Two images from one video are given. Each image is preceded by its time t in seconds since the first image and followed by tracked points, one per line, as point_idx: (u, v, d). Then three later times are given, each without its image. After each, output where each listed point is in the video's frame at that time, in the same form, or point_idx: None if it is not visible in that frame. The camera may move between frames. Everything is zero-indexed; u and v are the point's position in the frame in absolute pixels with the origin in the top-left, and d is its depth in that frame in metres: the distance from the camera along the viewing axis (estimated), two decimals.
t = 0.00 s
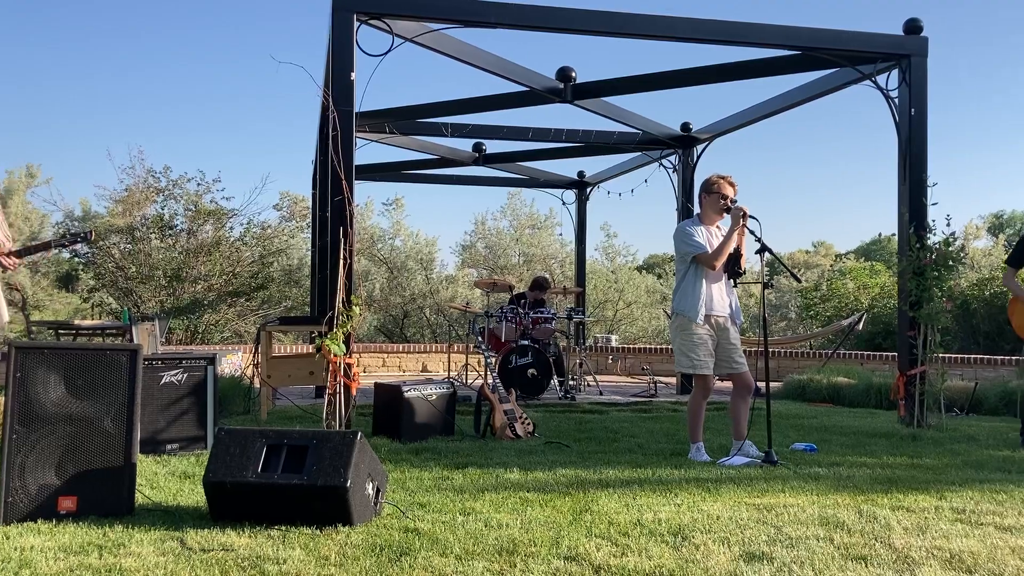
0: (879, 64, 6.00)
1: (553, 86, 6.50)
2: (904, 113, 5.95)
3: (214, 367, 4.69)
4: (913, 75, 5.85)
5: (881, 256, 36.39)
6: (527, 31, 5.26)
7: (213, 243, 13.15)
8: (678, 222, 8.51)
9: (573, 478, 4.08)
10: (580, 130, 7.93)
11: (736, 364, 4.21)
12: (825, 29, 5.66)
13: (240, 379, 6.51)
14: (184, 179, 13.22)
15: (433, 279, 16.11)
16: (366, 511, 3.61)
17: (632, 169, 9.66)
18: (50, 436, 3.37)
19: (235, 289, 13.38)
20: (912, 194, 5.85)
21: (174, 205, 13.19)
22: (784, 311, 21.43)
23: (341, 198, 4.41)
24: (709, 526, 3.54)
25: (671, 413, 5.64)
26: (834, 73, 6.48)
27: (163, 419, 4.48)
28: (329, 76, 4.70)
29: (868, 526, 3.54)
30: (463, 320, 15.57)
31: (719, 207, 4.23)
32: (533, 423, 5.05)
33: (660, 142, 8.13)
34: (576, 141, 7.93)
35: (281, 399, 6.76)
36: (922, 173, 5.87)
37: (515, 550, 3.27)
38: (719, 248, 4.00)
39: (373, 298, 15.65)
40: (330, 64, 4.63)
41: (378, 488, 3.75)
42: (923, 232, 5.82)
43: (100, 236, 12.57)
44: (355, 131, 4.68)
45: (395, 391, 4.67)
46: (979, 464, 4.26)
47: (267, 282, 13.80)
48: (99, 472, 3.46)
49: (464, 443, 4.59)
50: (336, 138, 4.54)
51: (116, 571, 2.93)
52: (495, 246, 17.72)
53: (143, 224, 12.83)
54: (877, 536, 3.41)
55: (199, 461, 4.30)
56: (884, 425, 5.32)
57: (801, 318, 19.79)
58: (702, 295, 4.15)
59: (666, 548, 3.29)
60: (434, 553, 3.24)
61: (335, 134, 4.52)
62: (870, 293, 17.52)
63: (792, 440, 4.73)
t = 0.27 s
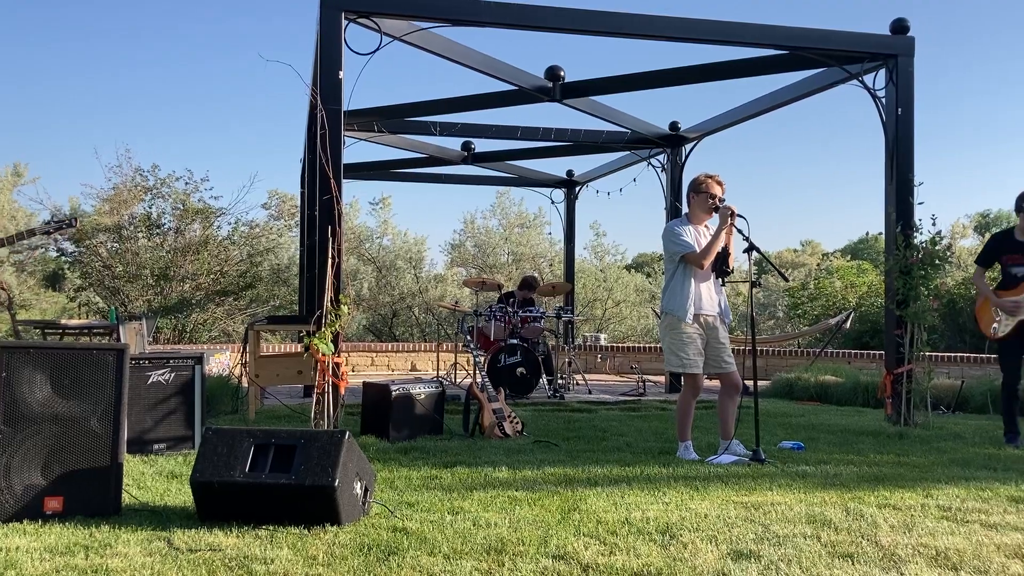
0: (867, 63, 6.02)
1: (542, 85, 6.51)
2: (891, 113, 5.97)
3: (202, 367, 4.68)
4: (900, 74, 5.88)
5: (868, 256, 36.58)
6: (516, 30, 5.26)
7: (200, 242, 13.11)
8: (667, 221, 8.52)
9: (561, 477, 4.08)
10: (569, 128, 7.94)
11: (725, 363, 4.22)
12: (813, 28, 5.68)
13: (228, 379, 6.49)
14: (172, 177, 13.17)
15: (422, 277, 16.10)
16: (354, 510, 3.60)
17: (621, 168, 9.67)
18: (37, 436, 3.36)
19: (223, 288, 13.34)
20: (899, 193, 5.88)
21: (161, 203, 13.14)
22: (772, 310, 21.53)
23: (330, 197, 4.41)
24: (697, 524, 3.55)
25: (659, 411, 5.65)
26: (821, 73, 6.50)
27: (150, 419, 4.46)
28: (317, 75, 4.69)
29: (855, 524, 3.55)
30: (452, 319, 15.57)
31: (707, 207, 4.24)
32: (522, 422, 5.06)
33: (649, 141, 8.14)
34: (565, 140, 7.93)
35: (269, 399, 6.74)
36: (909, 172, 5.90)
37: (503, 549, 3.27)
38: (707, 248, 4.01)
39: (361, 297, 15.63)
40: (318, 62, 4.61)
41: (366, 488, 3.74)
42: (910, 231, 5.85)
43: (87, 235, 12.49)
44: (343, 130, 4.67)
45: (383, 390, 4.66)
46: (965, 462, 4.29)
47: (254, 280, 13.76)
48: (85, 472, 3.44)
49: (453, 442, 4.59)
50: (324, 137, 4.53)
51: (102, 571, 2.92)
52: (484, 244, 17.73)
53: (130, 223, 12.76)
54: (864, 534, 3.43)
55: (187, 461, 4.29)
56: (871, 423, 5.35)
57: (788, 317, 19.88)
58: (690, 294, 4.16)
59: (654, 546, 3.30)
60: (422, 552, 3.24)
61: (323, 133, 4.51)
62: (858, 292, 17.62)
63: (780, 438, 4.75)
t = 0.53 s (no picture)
0: (854, 63, 6.05)
1: (531, 84, 6.51)
2: (878, 112, 5.99)
3: (189, 366, 4.67)
4: (888, 74, 5.90)
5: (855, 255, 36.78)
6: (505, 29, 5.26)
7: (188, 241, 13.07)
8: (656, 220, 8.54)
9: (550, 475, 4.08)
10: (557, 128, 7.95)
11: (714, 362, 4.23)
12: (802, 28, 5.70)
13: (216, 378, 6.48)
14: (159, 176, 13.11)
15: (411, 277, 16.10)
16: (343, 510, 3.60)
17: (609, 167, 9.68)
18: (23, 436, 3.34)
19: (211, 287, 13.30)
20: (886, 193, 5.90)
21: (149, 202, 13.09)
22: (760, 309, 21.61)
23: (318, 195, 4.40)
24: (686, 522, 3.56)
25: (648, 410, 5.67)
26: (810, 72, 6.52)
27: (137, 418, 4.44)
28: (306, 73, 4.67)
29: (843, 521, 3.57)
30: (441, 318, 15.57)
31: (695, 206, 4.26)
32: (511, 420, 5.06)
33: (638, 141, 8.15)
34: (554, 140, 7.94)
35: (257, 398, 6.72)
36: (896, 171, 5.92)
37: (492, 548, 3.28)
38: (696, 246, 4.02)
39: (350, 296, 15.61)
40: (306, 60, 4.60)
41: (355, 487, 3.74)
42: (897, 230, 5.88)
43: (74, 234, 12.42)
44: (332, 129, 4.66)
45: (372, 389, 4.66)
46: (951, 460, 4.31)
47: (243, 280, 13.72)
48: (72, 471, 3.42)
49: (442, 440, 4.59)
50: (313, 136, 4.52)
51: (89, 571, 2.91)
52: (473, 244, 17.74)
53: (117, 222, 12.70)
54: (851, 531, 3.45)
55: (175, 460, 4.27)
56: (858, 421, 5.37)
57: (776, 316, 19.98)
58: (679, 293, 4.17)
59: (642, 544, 3.31)
60: (411, 551, 3.23)
61: (312, 132, 4.50)
62: (846, 291, 17.73)
63: (768, 436, 4.76)
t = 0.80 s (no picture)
0: (842, 62, 6.07)
1: (519, 83, 6.51)
2: (866, 112, 6.02)
3: (177, 365, 4.65)
4: (875, 74, 5.93)
5: (842, 255, 36.99)
6: (493, 28, 5.26)
7: (176, 240, 13.02)
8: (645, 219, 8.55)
9: (539, 474, 4.09)
10: (546, 127, 7.95)
11: (702, 361, 4.25)
12: (790, 28, 5.72)
13: (204, 378, 6.45)
14: (146, 174, 13.05)
15: (400, 276, 16.08)
16: (332, 510, 3.59)
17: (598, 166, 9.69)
18: (8, 436, 3.32)
19: (199, 287, 13.25)
20: (873, 192, 5.93)
21: (136, 201, 13.02)
22: (748, 308, 21.70)
23: (306, 194, 4.39)
24: (675, 521, 3.57)
25: (637, 408, 5.68)
26: (798, 72, 6.55)
27: (125, 418, 4.42)
28: (294, 72, 4.65)
29: (830, 519, 3.59)
30: (430, 317, 15.57)
31: (683, 205, 4.27)
32: (500, 419, 5.06)
33: (627, 140, 8.16)
34: (544, 139, 7.94)
35: (245, 398, 6.70)
36: (883, 170, 5.95)
37: (481, 547, 3.27)
38: (684, 245, 4.03)
39: (338, 295, 15.58)
40: (295, 59, 4.58)
41: (344, 486, 3.73)
42: (885, 229, 5.90)
43: (60, 233, 12.33)
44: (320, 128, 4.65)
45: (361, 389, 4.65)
46: (938, 458, 4.34)
47: (231, 279, 13.68)
48: (58, 472, 3.39)
49: (430, 440, 4.59)
50: (301, 134, 4.50)
51: (75, 572, 2.89)
52: (461, 243, 17.74)
53: (104, 221, 12.63)
54: (839, 529, 3.46)
55: (162, 460, 4.25)
56: (846, 419, 5.40)
57: (764, 315, 20.07)
58: (668, 291, 4.18)
59: (631, 543, 3.31)
60: (400, 551, 3.23)
61: (300, 131, 4.49)
62: (833, 290, 17.83)
63: (756, 435, 4.78)
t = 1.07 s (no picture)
0: (829, 63, 6.09)
1: (507, 83, 6.51)
2: (852, 112, 6.04)
3: (163, 365, 4.64)
4: (861, 74, 5.95)
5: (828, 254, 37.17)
6: (481, 27, 5.26)
7: (163, 239, 12.97)
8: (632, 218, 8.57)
9: (527, 473, 4.09)
10: (534, 126, 7.95)
11: (689, 360, 4.26)
12: (777, 28, 5.73)
13: (190, 377, 6.43)
14: (132, 173, 12.99)
15: (388, 276, 16.07)
16: (318, 509, 3.59)
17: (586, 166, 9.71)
18: None
19: (186, 286, 13.21)
20: (860, 191, 5.96)
21: (122, 199, 12.96)
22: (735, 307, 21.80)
23: (293, 192, 4.39)
24: (661, 519, 3.58)
25: (624, 407, 5.69)
26: (785, 72, 6.56)
27: (110, 418, 4.40)
28: (280, 71, 4.64)
29: (816, 518, 3.60)
30: (418, 317, 15.56)
31: (670, 204, 4.28)
32: (488, 419, 5.06)
33: (615, 140, 8.18)
34: (532, 138, 7.94)
35: (232, 397, 6.68)
36: (870, 170, 5.97)
37: (468, 546, 3.27)
38: (671, 244, 4.04)
39: (325, 295, 15.55)
40: (281, 58, 4.57)
41: (330, 486, 3.72)
42: (871, 228, 5.93)
43: (46, 232, 12.24)
44: (307, 126, 4.64)
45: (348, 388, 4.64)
46: (924, 456, 4.37)
47: (218, 278, 13.63)
48: (43, 472, 3.38)
49: (418, 439, 4.59)
50: (287, 133, 4.50)
51: (59, 573, 2.88)
52: (450, 242, 17.73)
53: (90, 220, 12.56)
54: (825, 528, 3.48)
55: (148, 460, 4.24)
56: (832, 418, 5.42)
57: (751, 314, 20.17)
58: (654, 291, 4.19)
59: (618, 542, 3.32)
60: (387, 550, 3.23)
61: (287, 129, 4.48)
62: (819, 290, 17.94)
63: (743, 434, 4.80)
